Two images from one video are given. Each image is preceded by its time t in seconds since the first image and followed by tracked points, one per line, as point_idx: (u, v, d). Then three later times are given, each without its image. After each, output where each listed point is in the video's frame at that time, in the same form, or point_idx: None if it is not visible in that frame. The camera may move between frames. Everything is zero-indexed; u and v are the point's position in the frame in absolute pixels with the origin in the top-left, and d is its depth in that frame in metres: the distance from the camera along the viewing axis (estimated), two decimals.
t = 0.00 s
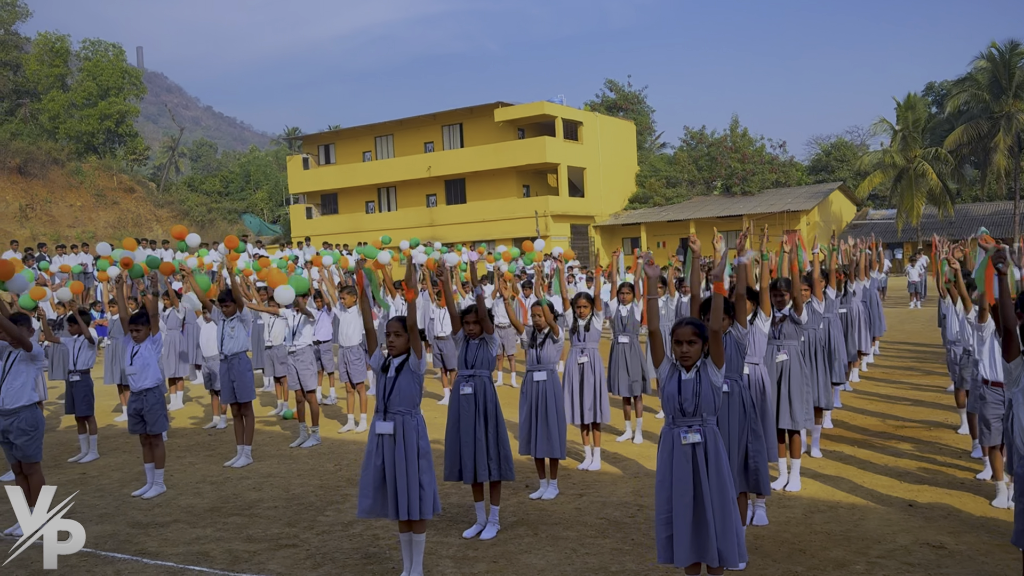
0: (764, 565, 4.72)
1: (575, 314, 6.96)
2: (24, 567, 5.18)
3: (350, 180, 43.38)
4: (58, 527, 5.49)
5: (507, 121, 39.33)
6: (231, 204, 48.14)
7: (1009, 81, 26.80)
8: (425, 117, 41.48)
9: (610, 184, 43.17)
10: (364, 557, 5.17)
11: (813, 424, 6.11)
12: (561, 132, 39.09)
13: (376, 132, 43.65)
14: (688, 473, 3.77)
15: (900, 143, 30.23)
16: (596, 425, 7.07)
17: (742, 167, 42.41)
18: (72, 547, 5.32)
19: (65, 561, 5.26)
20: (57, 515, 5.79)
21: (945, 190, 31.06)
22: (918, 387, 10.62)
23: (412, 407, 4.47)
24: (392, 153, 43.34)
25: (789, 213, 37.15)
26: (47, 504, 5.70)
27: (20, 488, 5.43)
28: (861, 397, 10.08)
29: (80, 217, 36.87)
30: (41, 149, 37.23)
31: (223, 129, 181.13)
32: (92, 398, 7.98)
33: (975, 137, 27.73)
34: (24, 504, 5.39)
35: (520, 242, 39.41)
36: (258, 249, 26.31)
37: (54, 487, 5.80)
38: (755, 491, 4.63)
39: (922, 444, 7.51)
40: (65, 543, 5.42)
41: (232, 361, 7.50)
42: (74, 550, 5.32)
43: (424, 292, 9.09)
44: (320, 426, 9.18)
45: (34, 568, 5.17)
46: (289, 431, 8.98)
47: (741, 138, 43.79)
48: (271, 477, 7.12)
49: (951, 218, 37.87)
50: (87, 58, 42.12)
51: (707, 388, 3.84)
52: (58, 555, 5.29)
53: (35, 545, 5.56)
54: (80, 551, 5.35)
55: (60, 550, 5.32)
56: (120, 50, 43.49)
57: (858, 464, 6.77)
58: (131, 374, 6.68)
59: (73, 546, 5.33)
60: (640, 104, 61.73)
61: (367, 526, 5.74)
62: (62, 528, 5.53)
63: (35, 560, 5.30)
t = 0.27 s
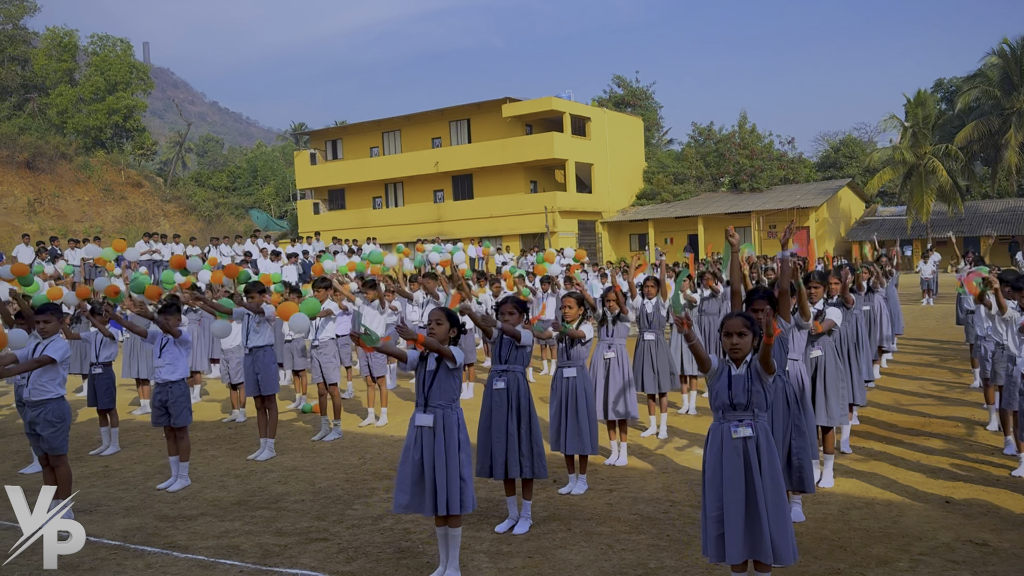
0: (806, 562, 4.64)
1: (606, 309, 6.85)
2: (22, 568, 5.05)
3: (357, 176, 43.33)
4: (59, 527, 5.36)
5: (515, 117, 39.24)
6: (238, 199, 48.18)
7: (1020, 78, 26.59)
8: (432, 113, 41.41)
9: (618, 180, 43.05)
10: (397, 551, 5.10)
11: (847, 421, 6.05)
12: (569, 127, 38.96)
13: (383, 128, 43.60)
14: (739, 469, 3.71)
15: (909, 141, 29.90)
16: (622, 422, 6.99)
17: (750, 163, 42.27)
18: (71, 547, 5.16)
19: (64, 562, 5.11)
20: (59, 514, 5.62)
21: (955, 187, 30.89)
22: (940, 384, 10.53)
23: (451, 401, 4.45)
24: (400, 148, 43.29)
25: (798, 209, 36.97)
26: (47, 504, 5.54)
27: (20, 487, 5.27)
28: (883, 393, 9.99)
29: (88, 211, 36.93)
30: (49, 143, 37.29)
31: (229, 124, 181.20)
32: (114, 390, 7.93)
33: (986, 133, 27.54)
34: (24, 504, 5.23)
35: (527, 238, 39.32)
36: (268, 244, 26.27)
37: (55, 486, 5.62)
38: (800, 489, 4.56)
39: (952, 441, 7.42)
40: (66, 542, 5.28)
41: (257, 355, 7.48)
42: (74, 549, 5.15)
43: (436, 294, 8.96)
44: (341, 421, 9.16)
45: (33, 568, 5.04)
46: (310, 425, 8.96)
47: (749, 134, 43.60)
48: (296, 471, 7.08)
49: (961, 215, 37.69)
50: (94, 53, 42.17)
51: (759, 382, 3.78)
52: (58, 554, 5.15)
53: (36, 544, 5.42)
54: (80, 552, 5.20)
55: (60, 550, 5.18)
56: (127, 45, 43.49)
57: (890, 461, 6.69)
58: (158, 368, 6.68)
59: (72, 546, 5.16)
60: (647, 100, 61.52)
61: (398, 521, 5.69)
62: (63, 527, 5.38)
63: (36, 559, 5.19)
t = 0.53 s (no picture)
0: (861, 568, 4.54)
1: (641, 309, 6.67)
2: (21, 568, 4.97)
3: (367, 171, 43.24)
4: (58, 527, 5.26)
5: (527, 112, 39.09)
6: (248, 194, 48.19)
7: None
8: (443, 108, 41.30)
9: (630, 176, 42.85)
10: (436, 553, 5.00)
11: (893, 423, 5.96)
12: (580, 123, 38.79)
13: (394, 123, 43.53)
14: (802, 476, 3.68)
15: (923, 137, 29.61)
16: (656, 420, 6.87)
17: (763, 159, 42.01)
18: (72, 547, 5.10)
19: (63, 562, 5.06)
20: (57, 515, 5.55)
21: (970, 184, 30.61)
22: (970, 383, 10.38)
23: (497, 402, 4.37)
24: (411, 144, 43.20)
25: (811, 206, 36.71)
26: (47, 504, 5.46)
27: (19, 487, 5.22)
28: (913, 392, 9.86)
29: (100, 205, 36.97)
30: (61, 138, 37.30)
31: (238, 120, 181.55)
32: (141, 386, 7.87)
33: (1003, 130, 27.27)
34: (24, 505, 5.16)
35: (538, 233, 39.18)
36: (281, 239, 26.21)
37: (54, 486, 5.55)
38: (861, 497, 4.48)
39: (991, 442, 7.29)
40: (66, 543, 5.22)
41: (287, 351, 7.42)
42: (74, 549, 5.10)
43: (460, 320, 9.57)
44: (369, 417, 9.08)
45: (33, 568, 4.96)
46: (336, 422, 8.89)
47: (762, 130, 43.32)
48: (326, 469, 7.03)
49: (975, 212, 37.41)
50: (106, 48, 42.23)
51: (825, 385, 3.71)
52: (58, 555, 5.09)
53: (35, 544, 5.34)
54: (80, 552, 5.15)
55: (60, 550, 5.12)
56: (139, 39, 43.50)
57: (931, 462, 6.57)
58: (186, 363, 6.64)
59: (73, 546, 5.11)
60: (659, 95, 61.24)
61: (433, 521, 5.61)
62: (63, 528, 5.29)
63: (38, 558, 5.13)
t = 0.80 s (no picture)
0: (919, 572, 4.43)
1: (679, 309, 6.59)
2: (20, 568, 4.90)
3: (381, 167, 43.21)
4: (59, 527, 5.21)
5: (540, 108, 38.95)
6: (262, 190, 48.24)
7: None
8: (456, 104, 41.22)
9: (644, 173, 42.65)
10: (480, 553, 4.91)
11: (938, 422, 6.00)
12: (594, 118, 38.63)
13: (407, 119, 43.49)
14: (867, 482, 3.59)
15: (941, 133, 29.33)
16: (694, 420, 6.75)
17: (778, 155, 41.72)
18: (72, 547, 5.06)
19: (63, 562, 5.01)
20: (58, 515, 5.54)
21: (989, 180, 30.30)
22: (1003, 382, 10.22)
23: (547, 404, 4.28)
24: (424, 139, 43.14)
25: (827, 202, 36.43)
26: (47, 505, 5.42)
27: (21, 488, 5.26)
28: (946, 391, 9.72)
29: (115, 201, 37.08)
30: (76, 133, 37.40)
31: (251, 116, 182.02)
32: (170, 382, 7.83)
33: None
34: (25, 505, 5.19)
35: (552, 230, 39.05)
36: (298, 235, 26.21)
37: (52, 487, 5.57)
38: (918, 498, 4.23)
39: None
40: (65, 543, 5.15)
41: (320, 350, 7.39)
42: (74, 549, 5.05)
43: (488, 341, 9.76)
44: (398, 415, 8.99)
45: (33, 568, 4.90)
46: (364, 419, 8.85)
47: (778, 126, 43.03)
48: (359, 466, 6.96)
49: (994, 209, 37.06)
50: (121, 44, 42.37)
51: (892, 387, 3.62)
52: (58, 555, 5.03)
53: (36, 544, 5.29)
54: (81, 551, 5.09)
55: (60, 550, 5.06)
56: (153, 36, 43.61)
57: (976, 463, 6.45)
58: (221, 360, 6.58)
59: (73, 546, 5.07)
60: (673, 91, 60.97)
61: (473, 521, 5.52)
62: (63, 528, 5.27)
63: (37, 559, 5.06)
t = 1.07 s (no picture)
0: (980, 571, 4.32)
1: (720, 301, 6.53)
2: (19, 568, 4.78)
3: (396, 162, 43.16)
4: (58, 527, 5.08)
5: (556, 102, 38.76)
6: (277, 184, 48.28)
7: None
8: (472, 98, 41.09)
9: (661, 167, 42.41)
10: (526, 550, 4.82)
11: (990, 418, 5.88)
12: (610, 113, 38.42)
13: (423, 113, 43.41)
14: (940, 482, 3.48)
15: (963, 127, 28.96)
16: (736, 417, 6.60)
17: (796, 149, 41.38)
18: (71, 546, 4.91)
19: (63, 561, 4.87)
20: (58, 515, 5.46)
21: (1011, 174, 29.91)
22: None
23: (601, 399, 4.13)
24: (440, 134, 43.05)
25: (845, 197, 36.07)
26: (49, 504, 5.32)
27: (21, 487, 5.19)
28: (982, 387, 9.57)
29: (132, 195, 37.16)
30: (94, 128, 37.45)
31: (265, 111, 182.53)
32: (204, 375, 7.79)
33: None
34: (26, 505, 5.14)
35: (569, 224, 38.88)
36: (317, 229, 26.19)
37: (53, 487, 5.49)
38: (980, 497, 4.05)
39: None
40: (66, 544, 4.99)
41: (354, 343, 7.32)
42: (74, 548, 4.90)
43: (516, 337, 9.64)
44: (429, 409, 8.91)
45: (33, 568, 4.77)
46: (395, 413, 8.79)
47: (796, 120, 42.66)
48: (395, 460, 6.90)
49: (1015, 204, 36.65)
50: (137, 39, 42.45)
51: (967, 384, 3.49)
52: (58, 554, 4.88)
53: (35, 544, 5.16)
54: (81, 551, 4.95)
55: (60, 550, 4.90)
56: (170, 31, 43.69)
57: None
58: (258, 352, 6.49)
59: (72, 546, 4.92)
60: (690, 85, 60.58)
61: (516, 517, 5.42)
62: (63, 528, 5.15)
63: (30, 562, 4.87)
